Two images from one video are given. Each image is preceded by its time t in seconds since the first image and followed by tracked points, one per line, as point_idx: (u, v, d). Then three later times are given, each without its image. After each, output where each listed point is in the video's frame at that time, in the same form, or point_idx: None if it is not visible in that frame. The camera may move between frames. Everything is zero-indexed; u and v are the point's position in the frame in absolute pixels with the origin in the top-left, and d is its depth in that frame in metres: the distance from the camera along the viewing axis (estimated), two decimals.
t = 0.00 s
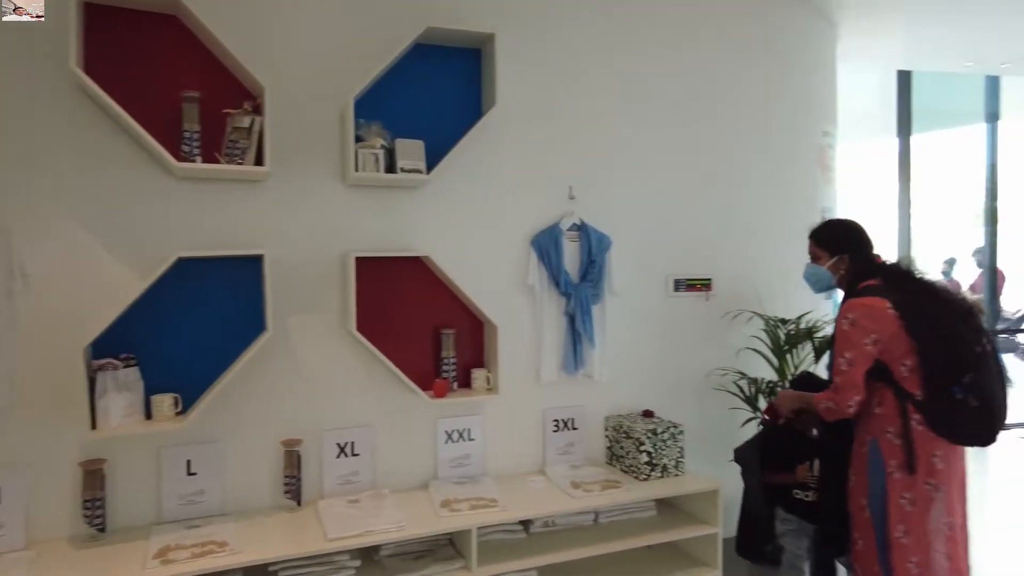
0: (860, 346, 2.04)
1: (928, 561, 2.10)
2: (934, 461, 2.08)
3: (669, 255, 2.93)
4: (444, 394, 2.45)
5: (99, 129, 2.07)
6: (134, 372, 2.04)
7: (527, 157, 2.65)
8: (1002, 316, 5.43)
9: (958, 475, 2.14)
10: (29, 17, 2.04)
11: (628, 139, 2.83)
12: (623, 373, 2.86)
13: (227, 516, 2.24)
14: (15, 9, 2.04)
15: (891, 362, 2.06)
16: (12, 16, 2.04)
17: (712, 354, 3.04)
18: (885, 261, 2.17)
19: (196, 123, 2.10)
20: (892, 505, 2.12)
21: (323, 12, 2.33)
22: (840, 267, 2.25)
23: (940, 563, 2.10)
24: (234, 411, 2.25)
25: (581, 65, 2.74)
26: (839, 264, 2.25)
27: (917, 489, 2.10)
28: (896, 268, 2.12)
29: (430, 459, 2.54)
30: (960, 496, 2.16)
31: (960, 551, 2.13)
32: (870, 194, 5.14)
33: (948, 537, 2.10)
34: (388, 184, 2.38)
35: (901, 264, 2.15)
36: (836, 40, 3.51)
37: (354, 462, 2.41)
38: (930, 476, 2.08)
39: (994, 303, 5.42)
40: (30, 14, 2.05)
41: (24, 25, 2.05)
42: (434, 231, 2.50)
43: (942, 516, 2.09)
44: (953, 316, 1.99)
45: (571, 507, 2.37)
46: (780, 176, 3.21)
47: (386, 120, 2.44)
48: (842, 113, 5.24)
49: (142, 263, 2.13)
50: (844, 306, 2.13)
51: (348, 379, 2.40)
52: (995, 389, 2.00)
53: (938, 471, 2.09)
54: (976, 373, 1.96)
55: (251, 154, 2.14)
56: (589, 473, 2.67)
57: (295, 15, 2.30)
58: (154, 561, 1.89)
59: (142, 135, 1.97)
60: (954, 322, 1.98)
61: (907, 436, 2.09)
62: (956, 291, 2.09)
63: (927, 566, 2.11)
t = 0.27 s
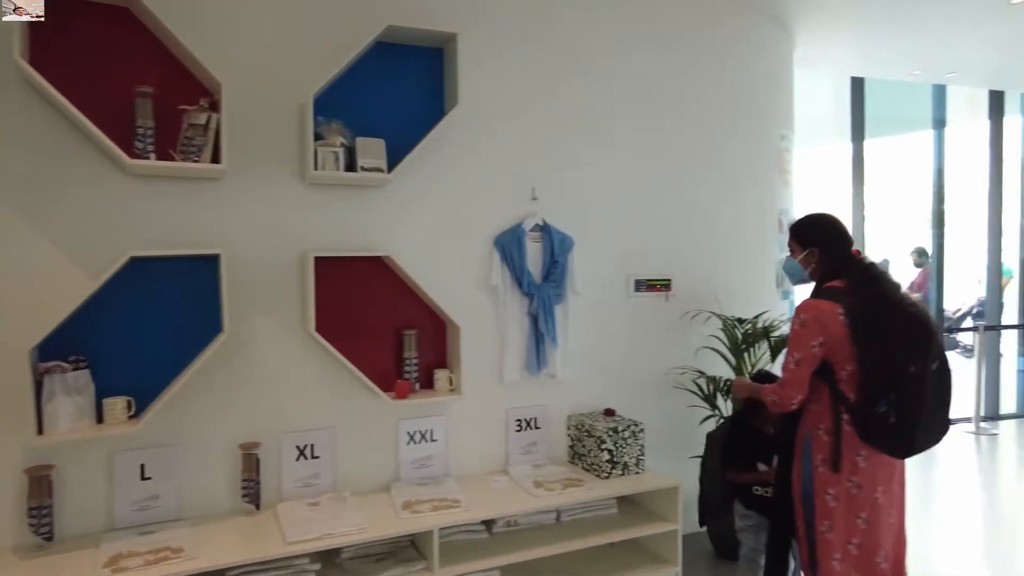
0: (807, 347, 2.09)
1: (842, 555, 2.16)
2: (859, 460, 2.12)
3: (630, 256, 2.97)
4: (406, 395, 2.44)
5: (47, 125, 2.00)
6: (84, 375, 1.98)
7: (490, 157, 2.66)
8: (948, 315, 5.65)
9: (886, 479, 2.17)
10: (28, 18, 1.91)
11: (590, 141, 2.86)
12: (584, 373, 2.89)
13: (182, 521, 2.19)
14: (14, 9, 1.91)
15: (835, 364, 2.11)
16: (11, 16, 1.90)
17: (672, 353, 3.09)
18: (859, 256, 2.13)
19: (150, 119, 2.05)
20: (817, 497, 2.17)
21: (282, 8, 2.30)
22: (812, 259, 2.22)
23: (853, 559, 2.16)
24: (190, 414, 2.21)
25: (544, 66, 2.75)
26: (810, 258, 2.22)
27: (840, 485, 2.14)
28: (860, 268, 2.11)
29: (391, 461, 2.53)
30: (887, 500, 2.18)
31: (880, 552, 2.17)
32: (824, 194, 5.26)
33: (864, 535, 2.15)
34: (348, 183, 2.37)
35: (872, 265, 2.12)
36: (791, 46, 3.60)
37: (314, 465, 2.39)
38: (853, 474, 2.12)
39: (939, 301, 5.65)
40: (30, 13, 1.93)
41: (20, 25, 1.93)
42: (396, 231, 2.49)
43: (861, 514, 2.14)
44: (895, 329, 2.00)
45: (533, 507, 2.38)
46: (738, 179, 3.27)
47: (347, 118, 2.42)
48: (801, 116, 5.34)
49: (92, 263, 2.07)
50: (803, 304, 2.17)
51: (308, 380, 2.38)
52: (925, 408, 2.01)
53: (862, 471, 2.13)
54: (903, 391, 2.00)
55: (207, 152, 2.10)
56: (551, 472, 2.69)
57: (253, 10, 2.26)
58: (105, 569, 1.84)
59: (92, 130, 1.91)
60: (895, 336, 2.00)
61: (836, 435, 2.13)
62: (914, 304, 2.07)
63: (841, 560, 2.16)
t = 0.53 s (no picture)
0: (771, 346, 2.08)
1: (791, 549, 2.13)
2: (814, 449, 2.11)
3: (602, 256, 2.99)
4: (377, 397, 2.43)
5: (6, 120, 1.95)
6: (45, 377, 1.94)
7: (462, 157, 2.66)
8: (910, 314, 5.80)
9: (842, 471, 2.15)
10: (30, 18, 1.95)
11: (562, 141, 2.88)
12: (556, 372, 2.90)
13: (147, 525, 2.15)
14: (14, 9, 1.94)
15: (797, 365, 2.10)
16: (12, 16, 1.94)
17: (643, 352, 3.12)
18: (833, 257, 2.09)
19: (114, 115, 2.02)
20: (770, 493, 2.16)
21: (251, 4, 2.27)
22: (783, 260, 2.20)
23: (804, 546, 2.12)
24: (156, 417, 2.17)
25: (516, 67, 2.76)
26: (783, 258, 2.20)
27: (793, 481, 2.12)
28: (829, 271, 2.08)
29: (362, 462, 2.51)
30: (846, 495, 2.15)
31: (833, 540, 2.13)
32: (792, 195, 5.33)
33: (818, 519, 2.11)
34: (318, 182, 2.35)
35: (844, 270, 2.08)
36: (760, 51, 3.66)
37: (284, 467, 2.36)
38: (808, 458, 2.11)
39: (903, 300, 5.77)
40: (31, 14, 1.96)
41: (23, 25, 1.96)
42: (367, 231, 2.48)
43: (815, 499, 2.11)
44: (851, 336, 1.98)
45: (505, 506, 2.38)
46: (708, 180, 3.32)
47: (318, 116, 2.40)
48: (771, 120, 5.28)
49: (53, 263, 2.02)
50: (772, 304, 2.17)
51: (277, 381, 2.35)
52: (874, 418, 1.99)
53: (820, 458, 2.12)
54: (854, 400, 1.98)
55: (174, 150, 2.06)
56: (523, 472, 2.70)
57: (221, 6, 2.23)
58: None
59: (52, 126, 1.87)
60: (847, 342, 1.99)
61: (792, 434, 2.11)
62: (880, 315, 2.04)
63: (791, 555, 2.14)
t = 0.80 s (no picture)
0: (709, 342, 2.09)
1: (749, 548, 2.08)
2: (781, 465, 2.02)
3: (571, 257, 3.01)
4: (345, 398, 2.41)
5: None
6: None
7: (432, 157, 2.65)
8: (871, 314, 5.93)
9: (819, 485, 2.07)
10: (30, 19, 1.96)
11: (532, 142, 2.89)
12: (526, 372, 2.91)
13: (107, 531, 2.10)
14: (14, 9, 1.94)
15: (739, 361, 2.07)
16: (12, 16, 1.94)
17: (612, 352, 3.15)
18: (761, 254, 2.04)
19: (73, 111, 1.98)
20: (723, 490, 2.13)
21: None
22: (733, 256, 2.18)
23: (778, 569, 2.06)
24: (117, 420, 2.12)
25: (487, 67, 2.76)
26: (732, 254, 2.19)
27: (743, 476, 2.08)
28: (750, 270, 2.05)
29: (330, 464, 2.49)
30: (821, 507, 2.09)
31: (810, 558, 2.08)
32: (759, 195, 5.39)
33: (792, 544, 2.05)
34: (286, 181, 2.33)
35: (767, 266, 2.02)
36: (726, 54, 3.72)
37: (250, 470, 2.33)
38: (778, 477, 2.03)
39: (866, 298, 5.88)
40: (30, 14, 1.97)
41: (22, 25, 1.97)
42: (335, 231, 2.46)
43: (789, 522, 2.04)
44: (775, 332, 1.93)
45: (474, 507, 2.38)
46: (676, 182, 3.36)
47: (284, 114, 2.37)
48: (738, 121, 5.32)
49: (9, 263, 1.96)
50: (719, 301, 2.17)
51: (243, 383, 2.32)
52: (785, 421, 1.90)
53: (789, 475, 2.03)
54: (758, 402, 1.93)
55: (136, 147, 2.03)
56: (493, 472, 2.70)
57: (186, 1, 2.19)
58: None
59: (6, 121, 1.82)
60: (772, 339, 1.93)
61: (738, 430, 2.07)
62: (795, 310, 1.95)
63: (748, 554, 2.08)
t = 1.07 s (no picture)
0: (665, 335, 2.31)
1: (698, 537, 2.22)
2: (716, 459, 2.14)
3: (544, 257, 3.02)
4: (315, 400, 2.39)
5: None
6: None
7: (403, 157, 2.64)
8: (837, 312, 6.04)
9: (760, 486, 2.10)
10: (30, 19, 1.95)
11: (504, 142, 2.89)
12: (499, 371, 2.91)
13: (70, 538, 2.05)
14: (14, 9, 1.94)
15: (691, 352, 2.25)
16: (12, 16, 1.94)
17: (584, 351, 3.16)
18: (715, 251, 2.15)
19: (32, 106, 1.93)
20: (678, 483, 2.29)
21: None
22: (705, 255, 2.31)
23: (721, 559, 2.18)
24: (79, 423, 2.07)
25: (459, 67, 2.76)
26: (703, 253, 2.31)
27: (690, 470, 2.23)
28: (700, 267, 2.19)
29: (301, 466, 2.47)
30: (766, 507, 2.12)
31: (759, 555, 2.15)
32: (729, 197, 5.46)
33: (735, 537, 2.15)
34: (254, 180, 2.30)
35: (715, 264, 2.13)
36: (697, 57, 3.76)
37: (218, 473, 2.29)
38: (715, 471, 2.15)
39: (833, 298, 5.99)
40: (31, 15, 1.96)
41: (21, 25, 1.97)
42: (305, 230, 2.43)
43: (730, 516, 2.15)
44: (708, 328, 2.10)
45: (447, 507, 2.37)
46: (647, 182, 3.39)
47: (253, 112, 2.34)
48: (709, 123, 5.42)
49: None
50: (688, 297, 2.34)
51: (211, 385, 2.28)
52: (707, 407, 2.11)
53: (725, 471, 2.13)
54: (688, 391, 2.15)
55: (99, 144, 1.99)
56: (465, 472, 2.69)
57: None
58: None
59: None
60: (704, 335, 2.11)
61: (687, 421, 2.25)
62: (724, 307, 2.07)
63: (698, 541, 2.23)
